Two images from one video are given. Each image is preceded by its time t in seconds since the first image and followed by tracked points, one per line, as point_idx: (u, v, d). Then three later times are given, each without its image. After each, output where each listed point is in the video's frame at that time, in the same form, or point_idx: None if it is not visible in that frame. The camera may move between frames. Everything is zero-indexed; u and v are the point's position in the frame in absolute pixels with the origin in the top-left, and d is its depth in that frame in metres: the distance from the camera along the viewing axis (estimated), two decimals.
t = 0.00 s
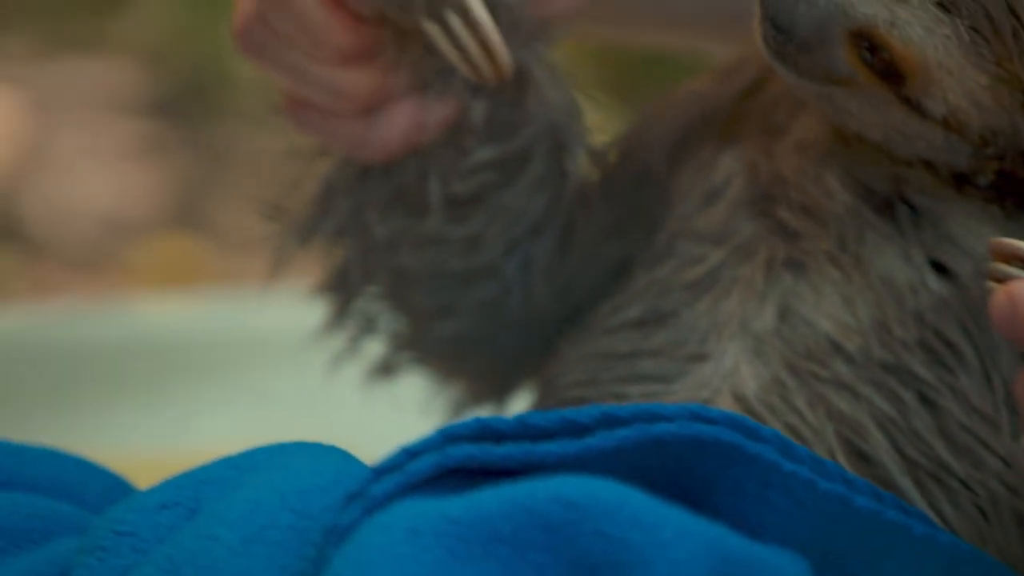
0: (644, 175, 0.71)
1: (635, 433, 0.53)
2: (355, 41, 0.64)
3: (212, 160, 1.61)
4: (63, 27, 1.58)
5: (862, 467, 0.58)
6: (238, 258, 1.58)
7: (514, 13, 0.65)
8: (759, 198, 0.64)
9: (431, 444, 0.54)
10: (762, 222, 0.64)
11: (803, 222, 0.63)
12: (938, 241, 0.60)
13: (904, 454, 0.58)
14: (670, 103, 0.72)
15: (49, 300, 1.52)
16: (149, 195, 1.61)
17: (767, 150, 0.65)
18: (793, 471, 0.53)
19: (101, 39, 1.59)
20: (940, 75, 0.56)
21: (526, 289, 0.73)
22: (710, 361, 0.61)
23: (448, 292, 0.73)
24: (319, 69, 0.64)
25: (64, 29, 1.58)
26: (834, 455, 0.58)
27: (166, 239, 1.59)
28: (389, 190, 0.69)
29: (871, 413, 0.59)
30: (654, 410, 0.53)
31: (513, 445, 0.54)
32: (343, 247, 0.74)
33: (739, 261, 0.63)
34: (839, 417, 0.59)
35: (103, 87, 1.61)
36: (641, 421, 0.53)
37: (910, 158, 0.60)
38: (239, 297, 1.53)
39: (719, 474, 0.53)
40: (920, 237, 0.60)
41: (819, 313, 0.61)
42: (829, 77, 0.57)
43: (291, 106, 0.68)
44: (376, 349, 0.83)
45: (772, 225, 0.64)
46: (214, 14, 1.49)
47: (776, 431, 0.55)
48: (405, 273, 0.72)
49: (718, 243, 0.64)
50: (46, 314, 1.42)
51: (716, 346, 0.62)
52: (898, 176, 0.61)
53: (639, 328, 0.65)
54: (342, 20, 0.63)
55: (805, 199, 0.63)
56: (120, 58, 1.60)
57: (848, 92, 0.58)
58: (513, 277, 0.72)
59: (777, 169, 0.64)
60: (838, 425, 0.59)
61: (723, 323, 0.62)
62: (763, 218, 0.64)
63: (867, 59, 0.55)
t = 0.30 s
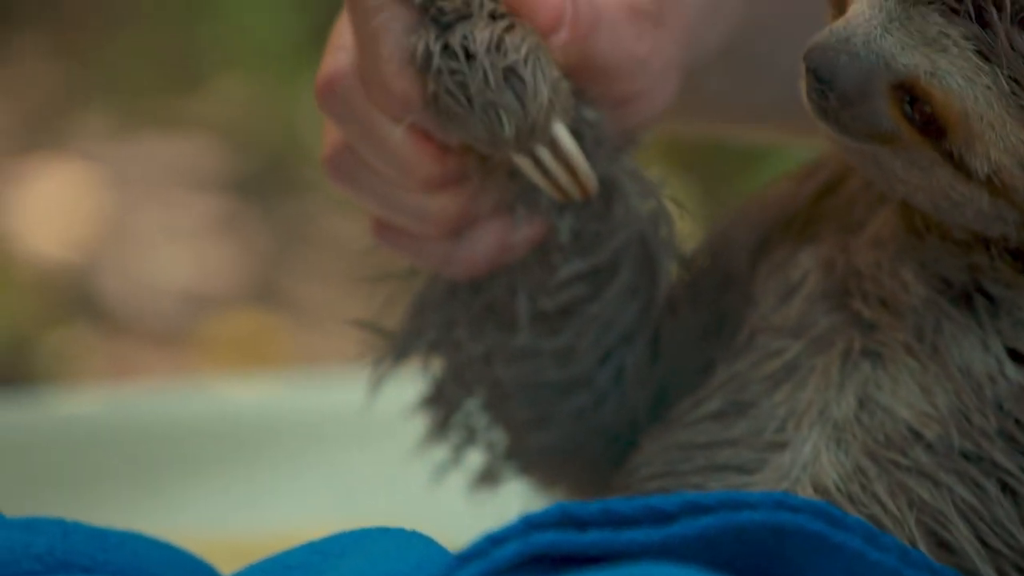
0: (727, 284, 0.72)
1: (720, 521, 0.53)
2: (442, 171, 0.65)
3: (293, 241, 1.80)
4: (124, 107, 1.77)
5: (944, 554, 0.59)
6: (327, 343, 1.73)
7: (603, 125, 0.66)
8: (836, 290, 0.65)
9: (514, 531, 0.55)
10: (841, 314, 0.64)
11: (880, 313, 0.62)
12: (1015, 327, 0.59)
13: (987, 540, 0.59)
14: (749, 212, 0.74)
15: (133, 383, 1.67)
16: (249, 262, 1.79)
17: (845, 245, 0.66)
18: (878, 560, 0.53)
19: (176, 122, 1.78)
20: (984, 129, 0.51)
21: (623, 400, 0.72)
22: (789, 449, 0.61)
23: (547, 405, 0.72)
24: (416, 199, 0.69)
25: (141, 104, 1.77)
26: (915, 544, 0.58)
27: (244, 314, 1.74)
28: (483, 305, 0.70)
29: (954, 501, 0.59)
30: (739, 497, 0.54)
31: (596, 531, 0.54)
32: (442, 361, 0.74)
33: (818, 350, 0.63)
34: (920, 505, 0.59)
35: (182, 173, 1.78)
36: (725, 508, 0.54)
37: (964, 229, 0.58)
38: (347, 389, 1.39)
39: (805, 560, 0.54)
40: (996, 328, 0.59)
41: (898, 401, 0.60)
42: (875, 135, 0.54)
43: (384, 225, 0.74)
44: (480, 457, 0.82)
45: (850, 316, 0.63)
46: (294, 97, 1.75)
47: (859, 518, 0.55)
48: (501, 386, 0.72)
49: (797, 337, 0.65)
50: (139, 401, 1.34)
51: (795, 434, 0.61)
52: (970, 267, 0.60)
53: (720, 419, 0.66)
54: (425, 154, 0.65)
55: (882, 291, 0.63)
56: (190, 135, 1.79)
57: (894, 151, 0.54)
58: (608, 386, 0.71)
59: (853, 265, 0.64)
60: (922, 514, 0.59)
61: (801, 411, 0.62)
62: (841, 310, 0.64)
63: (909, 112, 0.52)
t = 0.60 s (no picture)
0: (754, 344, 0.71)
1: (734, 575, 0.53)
2: (464, 223, 0.65)
3: (307, 289, 1.79)
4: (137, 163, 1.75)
5: None
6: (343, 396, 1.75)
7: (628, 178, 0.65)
8: (856, 351, 0.65)
9: None
10: (862, 375, 0.64)
11: (901, 375, 0.62)
12: None
13: None
14: (770, 274, 0.74)
15: (146, 437, 1.68)
16: (263, 314, 1.79)
17: (865, 305, 0.66)
18: None
19: (190, 174, 1.77)
20: (986, 175, 0.50)
21: (644, 463, 0.71)
22: (808, 507, 0.61)
23: (568, 469, 0.72)
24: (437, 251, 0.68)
25: (156, 158, 1.75)
26: None
27: (258, 362, 1.77)
28: (505, 363, 0.70)
29: (973, 562, 0.58)
30: (753, 554, 0.54)
31: None
32: (463, 422, 0.74)
33: (836, 411, 0.63)
34: (940, 565, 0.58)
35: (197, 221, 1.78)
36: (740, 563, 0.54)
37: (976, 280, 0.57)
38: (360, 445, 1.31)
39: None
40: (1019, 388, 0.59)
41: (917, 460, 0.59)
42: (881, 181, 0.54)
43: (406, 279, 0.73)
44: (494, 522, 0.81)
45: (870, 377, 0.63)
46: (307, 146, 1.74)
47: None
48: (521, 447, 0.72)
49: (816, 397, 0.65)
50: (140, 455, 1.26)
51: (814, 492, 0.61)
52: (987, 324, 0.60)
53: (738, 478, 0.65)
54: (444, 204, 0.64)
55: (903, 352, 0.62)
56: (204, 186, 1.78)
57: (899, 198, 0.55)
58: (628, 448, 0.71)
59: (875, 327, 0.64)
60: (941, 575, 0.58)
61: (819, 469, 0.62)
62: (861, 371, 0.64)
63: (913, 157, 0.52)
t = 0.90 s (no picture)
0: (765, 370, 0.71)
1: None
2: (496, 223, 0.63)
3: (303, 309, 1.82)
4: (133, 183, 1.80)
5: None
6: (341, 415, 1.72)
7: (655, 189, 0.66)
8: (873, 380, 0.64)
9: None
10: (878, 405, 0.63)
11: (918, 404, 0.61)
12: None
13: None
14: (781, 302, 0.74)
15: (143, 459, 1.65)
16: (257, 338, 1.80)
17: (882, 334, 0.65)
18: None
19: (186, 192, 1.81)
20: (1012, 197, 0.49)
21: (657, 487, 0.71)
22: (820, 534, 0.60)
23: (579, 494, 0.71)
24: (463, 256, 0.65)
25: (154, 180, 1.80)
26: None
27: (254, 382, 1.76)
28: (525, 382, 0.69)
29: None
30: None
31: None
32: (470, 448, 0.73)
33: (852, 439, 0.62)
34: None
35: (191, 240, 1.81)
36: None
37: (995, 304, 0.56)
38: (353, 467, 1.31)
39: None
40: None
41: (931, 489, 0.59)
42: (906, 200, 0.53)
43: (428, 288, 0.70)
44: (485, 555, 0.79)
45: (885, 407, 0.63)
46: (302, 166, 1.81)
47: None
48: (531, 471, 0.71)
49: (830, 425, 0.64)
50: (141, 476, 1.25)
51: (827, 519, 0.60)
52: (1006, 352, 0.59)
53: (749, 505, 0.64)
54: (474, 203, 0.62)
55: (921, 383, 0.61)
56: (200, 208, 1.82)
57: (923, 218, 0.53)
58: (640, 471, 0.70)
59: (892, 355, 0.63)
60: None
61: (832, 496, 0.61)
62: (878, 400, 0.63)
63: (938, 176, 0.51)
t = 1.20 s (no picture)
0: (754, 381, 0.69)
1: None
2: (498, 222, 0.60)
3: (298, 320, 1.81)
4: (126, 198, 1.81)
5: None
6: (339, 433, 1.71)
7: (658, 194, 0.64)
8: (864, 396, 0.63)
9: None
10: (868, 420, 0.62)
11: (909, 421, 0.61)
12: None
13: None
14: (768, 311, 0.73)
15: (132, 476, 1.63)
16: (247, 355, 1.78)
17: (874, 347, 0.64)
18: None
19: (179, 207, 1.82)
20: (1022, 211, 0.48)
21: (651, 502, 0.68)
22: (809, 552, 0.59)
23: (575, 512, 0.68)
24: (467, 260, 0.62)
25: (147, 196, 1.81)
26: None
27: (248, 401, 1.73)
28: (529, 393, 0.66)
29: None
30: None
31: None
32: (460, 465, 0.70)
33: (843, 455, 0.62)
34: None
35: (179, 256, 1.80)
36: None
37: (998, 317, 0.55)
38: (352, 481, 1.30)
39: None
40: None
41: (922, 506, 0.58)
42: (913, 220, 0.52)
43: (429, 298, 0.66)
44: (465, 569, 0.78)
45: (876, 422, 0.62)
46: (294, 180, 1.83)
47: None
48: (524, 489, 0.68)
49: (820, 441, 0.63)
50: (130, 493, 1.22)
51: (816, 536, 0.59)
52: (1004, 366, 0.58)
53: (739, 521, 0.63)
54: (477, 201, 0.59)
55: (913, 400, 0.61)
56: (190, 223, 1.82)
57: (930, 237, 0.53)
58: (635, 487, 0.68)
59: (883, 369, 0.63)
60: None
61: (822, 514, 0.60)
62: (868, 415, 0.62)
63: (946, 194, 0.51)
